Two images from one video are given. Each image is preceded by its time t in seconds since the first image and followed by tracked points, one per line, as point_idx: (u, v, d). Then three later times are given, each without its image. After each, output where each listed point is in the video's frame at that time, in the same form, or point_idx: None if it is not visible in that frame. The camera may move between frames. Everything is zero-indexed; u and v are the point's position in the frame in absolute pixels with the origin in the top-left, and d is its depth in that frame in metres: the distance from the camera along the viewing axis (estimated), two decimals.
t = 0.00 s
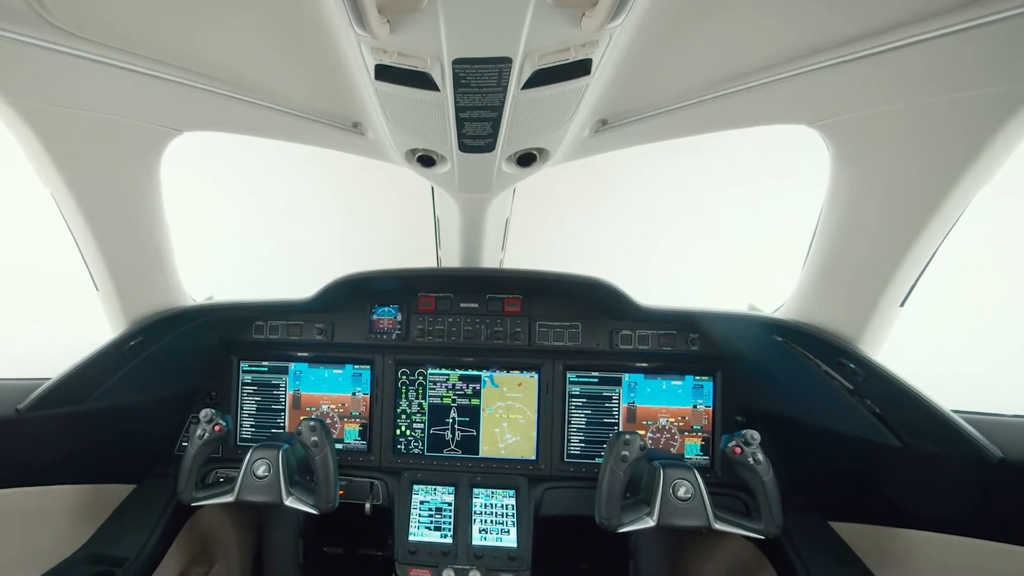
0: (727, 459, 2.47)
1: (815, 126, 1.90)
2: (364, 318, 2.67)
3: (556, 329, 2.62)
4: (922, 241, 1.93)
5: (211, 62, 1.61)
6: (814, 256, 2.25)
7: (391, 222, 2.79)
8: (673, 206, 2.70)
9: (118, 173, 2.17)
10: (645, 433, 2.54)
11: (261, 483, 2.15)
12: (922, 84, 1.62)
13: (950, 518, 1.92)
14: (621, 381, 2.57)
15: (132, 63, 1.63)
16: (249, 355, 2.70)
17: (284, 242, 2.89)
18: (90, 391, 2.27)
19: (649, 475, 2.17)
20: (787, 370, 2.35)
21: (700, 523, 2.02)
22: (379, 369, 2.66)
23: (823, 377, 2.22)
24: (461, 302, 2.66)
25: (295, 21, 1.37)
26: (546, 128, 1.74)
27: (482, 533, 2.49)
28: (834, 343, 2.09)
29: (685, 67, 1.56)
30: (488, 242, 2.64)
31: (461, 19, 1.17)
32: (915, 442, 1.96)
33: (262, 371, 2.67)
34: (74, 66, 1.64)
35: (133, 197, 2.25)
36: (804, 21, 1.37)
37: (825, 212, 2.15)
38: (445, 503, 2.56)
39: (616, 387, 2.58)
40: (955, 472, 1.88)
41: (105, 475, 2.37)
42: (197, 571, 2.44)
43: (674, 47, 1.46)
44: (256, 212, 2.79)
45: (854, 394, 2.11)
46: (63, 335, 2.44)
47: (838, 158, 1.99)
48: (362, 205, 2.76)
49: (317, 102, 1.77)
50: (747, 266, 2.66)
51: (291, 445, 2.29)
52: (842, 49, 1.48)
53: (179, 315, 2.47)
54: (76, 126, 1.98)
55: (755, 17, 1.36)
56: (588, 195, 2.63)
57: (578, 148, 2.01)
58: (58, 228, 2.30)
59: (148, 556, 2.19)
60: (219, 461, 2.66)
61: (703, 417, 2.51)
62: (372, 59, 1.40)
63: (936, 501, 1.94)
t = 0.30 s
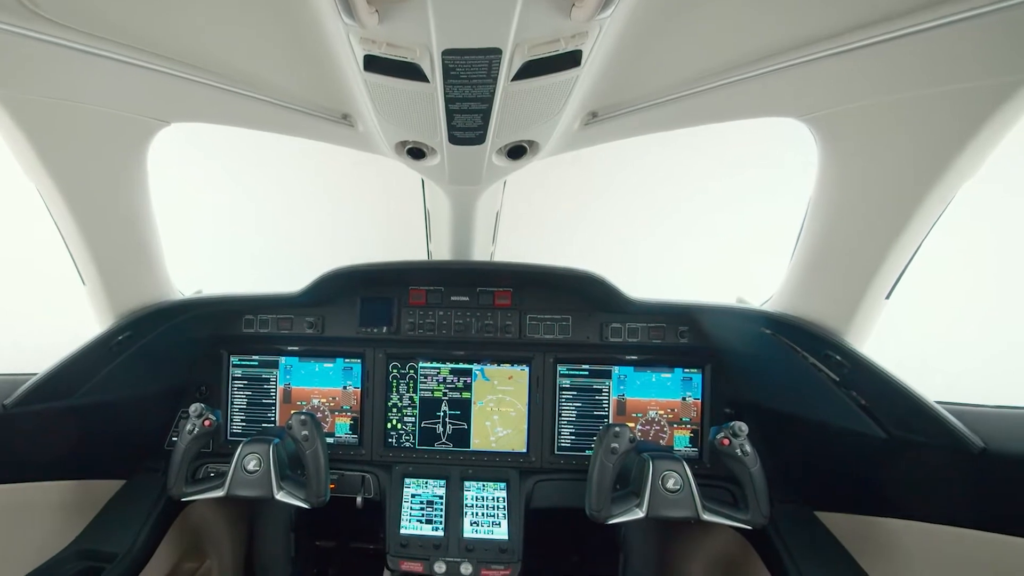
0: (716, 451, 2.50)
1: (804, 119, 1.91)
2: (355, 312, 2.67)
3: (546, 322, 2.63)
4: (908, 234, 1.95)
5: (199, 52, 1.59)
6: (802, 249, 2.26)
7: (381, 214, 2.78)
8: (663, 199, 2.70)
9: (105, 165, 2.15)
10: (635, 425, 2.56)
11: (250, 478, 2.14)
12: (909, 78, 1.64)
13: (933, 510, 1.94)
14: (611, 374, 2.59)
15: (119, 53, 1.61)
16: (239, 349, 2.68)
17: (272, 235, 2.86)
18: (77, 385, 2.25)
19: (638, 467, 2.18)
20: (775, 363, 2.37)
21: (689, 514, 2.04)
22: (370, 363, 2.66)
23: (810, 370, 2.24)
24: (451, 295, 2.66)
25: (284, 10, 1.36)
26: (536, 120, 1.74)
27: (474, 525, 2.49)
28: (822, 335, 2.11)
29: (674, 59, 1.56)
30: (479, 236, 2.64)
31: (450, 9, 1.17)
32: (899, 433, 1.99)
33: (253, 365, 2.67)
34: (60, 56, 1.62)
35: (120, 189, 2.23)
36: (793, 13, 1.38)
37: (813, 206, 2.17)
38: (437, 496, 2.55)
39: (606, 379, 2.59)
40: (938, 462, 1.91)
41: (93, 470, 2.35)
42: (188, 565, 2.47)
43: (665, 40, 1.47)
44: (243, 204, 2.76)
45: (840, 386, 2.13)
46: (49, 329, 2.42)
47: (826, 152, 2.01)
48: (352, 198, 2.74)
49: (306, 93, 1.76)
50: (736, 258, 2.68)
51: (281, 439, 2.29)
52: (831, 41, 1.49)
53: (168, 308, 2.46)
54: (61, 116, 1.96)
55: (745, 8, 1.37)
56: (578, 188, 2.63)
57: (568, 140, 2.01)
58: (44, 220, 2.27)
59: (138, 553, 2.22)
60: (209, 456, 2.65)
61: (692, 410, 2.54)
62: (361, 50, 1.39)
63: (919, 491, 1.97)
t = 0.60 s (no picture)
0: (709, 443, 2.52)
1: (798, 111, 1.92)
2: (349, 305, 2.66)
3: (540, 315, 2.63)
4: (901, 226, 1.97)
5: (191, 42, 1.58)
6: (796, 242, 2.27)
7: (376, 208, 2.77)
8: (657, 192, 2.71)
9: (96, 156, 2.14)
10: (629, 418, 2.57)
11: (245, 472, 2.14)
12: (903, 69, 1.64)
13: (923, 500, 1.96)
14: (605, 366, 2.59)
15: (109, 44, 1.60)
16: (233, 343, 2.68)
17: (265, 227, 2.85)
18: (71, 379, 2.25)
19: (632, 459, 2.19)
20: (768, 356, 2.38)
21: (682, 506, 2.05)
22: (365, 356, 2.66)
23: (802, 362, 2.25)
24: (446, 288, 2.66)
25: None
26: (530, 112, 1.73)
27: (468, 518, 2.50)
28: (814, 328, 2.12)
29: (669, 50, 1.56)
30: (474, 229, 2.64)
31: None
32: (890, 425, 2.01)
33: (247, 359, 2.66)
34: (50, 44, 1.60)
35: (112, 182, 2.22)
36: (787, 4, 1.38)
37: (806, 199, 2.18)
38: (431, 489, 2.56)
39: (600, 372, 2.60)
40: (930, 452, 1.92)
41: (85, 464, 2.35)
42: (183, 560, 2.46)
43: (659, 30, 1.47)
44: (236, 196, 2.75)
45: (832, 378, 2.15)
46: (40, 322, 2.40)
47: (820, 144, 2.02)
48: (345, 190, 2.73)
49: (299, 85, 1.75)
50: (730, 252, 2.68)
51: (276, 433, 2.28)
52: (824, 34, 1.50)
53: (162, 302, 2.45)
54: (51, 106, 1.94)
55: None
56: (574, 180, 2.63)
57: (563, 133, 2.01)
58: (34, 213, 2.25)
59: (132, 548, 2.19)
60: (203, 450, 2.65)
61: (685, 402, 2.55)
62: (354, 40, 1.38)
63: (908, 481, 1.99)
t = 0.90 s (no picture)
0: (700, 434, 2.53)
1: (790, 104, 1.93)
2: (342, 299, 2.65)
3: (533, 308, 2.63)
4: (891, 218, 2.00)
5: (179, 30, 1.56)
6: (787, 235, 2.28)
7: (368, 200, 2.76)
8: (652, 183, 2.71)
9: (86, 147, 2.12)
10: (621, 410, 2.58)
11: (237, 466, 2.13)
12: (893, 61, 1.65)
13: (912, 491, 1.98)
14: (597, 359, 2.60)
15: (98, 33, 1.58)
16: (224, 337, 2.66)
17: (257, 220, 2.83)
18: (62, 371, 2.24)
19: (624, 451, 2.20)
20: (759, 349, 2.39)
21: (673, 497, 2.06)
22: (357, 350, 2.65)
23: (793, 355, 2.26)
24: (439, 281, 2.65)
25: None
26: (523, 103, 1.73)
27: (461, 511, 2.50)
28: (805, 320, 2.14)
29: (662, 41, 1.56)
30: (466, 222, 2.64)
31: None
32: (879, 417, 2.03)
33: (239, 353, 2.64)
34: (36, 31, 1.58)
35: (101, 173, 2.20)
36: None
37: (798, 192, 2.19)
38: (425, 482, 2.57)
39: (593, 365, 2.61)
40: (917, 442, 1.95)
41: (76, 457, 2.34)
42: (176, 554, 2.46)
43: (653, 21, 1.47)
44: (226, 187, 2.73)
45: (823, 370, 2.17)
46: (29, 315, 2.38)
47: (812, 136, 2.02)
48: (337, 182, 2.71)
49: (289, 75, 1.74)
50: (722, 245, 2.69)
51: (268, 427, 2.28)
52: (814, 25, 1.50)
53: (153, 295, 2.44)
54: (40, 96, 1.93)
55: None
56: (567, 172, 2.62)
57: (555, 125, 2.00)
58: (22, 205, 2.23)
59: (125, 541, 2.20)
60: (195, 445, 2.64)
61: (677, 395, 2.57)
62: (345, 30, 1.38)
63: (896, 471, 2.02)
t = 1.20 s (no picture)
0: (691, 426, 2.55)
1: (781, 95, 1.93)
2: (334, 291, 2.64)
3: (525, 301, 2.63)
4: (880, 209, 2.02)
5: (166, 19, 1.55)
6: (778, 228, 2.30)
7: (360, 193, 2.75)
8: (644, 175, 2.71)
9: (73, 137, 2.10)
10: (613, 402, 2.60)
11: (229, 460, 2.13)
12: (882, 53, 1.66)
13: (898, 482, 2.00)
14: (589, 352, 2.61)
15: (84, 21, 1.56)
16: (216, 331, 2.64)
17: (248, 213, 2.82)
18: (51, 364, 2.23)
19: (615, 443, 2.21)
20: (749, 340, 2.41)
21: (664, 488, 2.08)
22: (350, 343, 2.65)
23: (783, 347, 2.28)
24: (431, 274, 2.64)
25: None
26: (515, 94, 1.72)
27: (454, 503, 2.51)
28: (795, 313, 2.17)
29: (654, 32, 1.56)
30: (458, 214, 2.63)
31: None
32: (868, 408, 2.05)
33: (230, 347, 2.63)
34: (19, 19, 1.56)
35: (89, 164, 2.18)
36: None
37: (788, 185, 2.20)
38: (417, 475, 2.57)
39: (585, 357, 2.61)
40: (904, 433, 1.97)
41: (67, 452, 2.33)
42: (168, 548, 2.46)
43: (644, 11, 1.46)
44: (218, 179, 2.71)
45: (812, 362, 2.19)
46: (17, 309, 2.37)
47: (803, 129, 2.03)
48: (328, 174, 2.69)
49: (279, 65, 1.72)
50: (713, 237, 2.70)
51: (261, 420, 2.27)
52: (804, 17, 1.51)
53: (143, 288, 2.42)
54: (27, 85, 1.91)
55: None
56: (560, 163, 2.62)
57: (547, 116, 2.00)
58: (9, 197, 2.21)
59: (117, 538, 2.18)
60: (187, 439, 2.63)
61: (668, 386, 2.58)
62: (335, 19, 1.37)
63: (884, 461, 2.03)
